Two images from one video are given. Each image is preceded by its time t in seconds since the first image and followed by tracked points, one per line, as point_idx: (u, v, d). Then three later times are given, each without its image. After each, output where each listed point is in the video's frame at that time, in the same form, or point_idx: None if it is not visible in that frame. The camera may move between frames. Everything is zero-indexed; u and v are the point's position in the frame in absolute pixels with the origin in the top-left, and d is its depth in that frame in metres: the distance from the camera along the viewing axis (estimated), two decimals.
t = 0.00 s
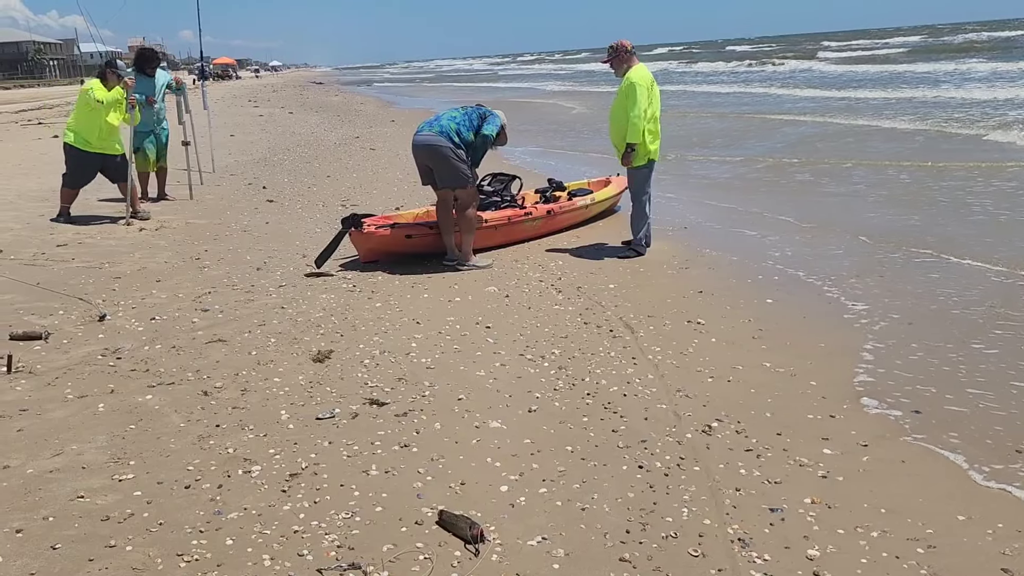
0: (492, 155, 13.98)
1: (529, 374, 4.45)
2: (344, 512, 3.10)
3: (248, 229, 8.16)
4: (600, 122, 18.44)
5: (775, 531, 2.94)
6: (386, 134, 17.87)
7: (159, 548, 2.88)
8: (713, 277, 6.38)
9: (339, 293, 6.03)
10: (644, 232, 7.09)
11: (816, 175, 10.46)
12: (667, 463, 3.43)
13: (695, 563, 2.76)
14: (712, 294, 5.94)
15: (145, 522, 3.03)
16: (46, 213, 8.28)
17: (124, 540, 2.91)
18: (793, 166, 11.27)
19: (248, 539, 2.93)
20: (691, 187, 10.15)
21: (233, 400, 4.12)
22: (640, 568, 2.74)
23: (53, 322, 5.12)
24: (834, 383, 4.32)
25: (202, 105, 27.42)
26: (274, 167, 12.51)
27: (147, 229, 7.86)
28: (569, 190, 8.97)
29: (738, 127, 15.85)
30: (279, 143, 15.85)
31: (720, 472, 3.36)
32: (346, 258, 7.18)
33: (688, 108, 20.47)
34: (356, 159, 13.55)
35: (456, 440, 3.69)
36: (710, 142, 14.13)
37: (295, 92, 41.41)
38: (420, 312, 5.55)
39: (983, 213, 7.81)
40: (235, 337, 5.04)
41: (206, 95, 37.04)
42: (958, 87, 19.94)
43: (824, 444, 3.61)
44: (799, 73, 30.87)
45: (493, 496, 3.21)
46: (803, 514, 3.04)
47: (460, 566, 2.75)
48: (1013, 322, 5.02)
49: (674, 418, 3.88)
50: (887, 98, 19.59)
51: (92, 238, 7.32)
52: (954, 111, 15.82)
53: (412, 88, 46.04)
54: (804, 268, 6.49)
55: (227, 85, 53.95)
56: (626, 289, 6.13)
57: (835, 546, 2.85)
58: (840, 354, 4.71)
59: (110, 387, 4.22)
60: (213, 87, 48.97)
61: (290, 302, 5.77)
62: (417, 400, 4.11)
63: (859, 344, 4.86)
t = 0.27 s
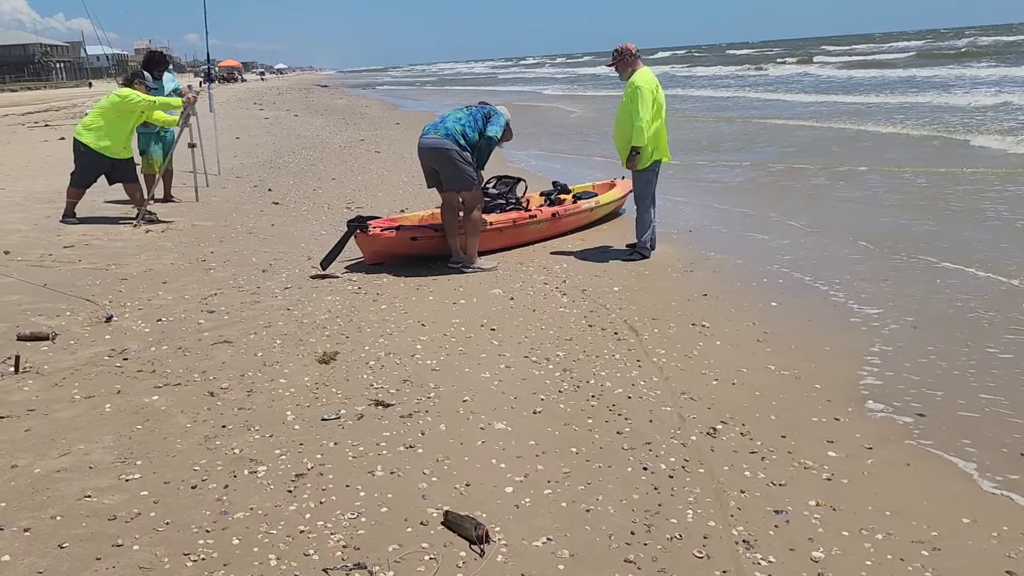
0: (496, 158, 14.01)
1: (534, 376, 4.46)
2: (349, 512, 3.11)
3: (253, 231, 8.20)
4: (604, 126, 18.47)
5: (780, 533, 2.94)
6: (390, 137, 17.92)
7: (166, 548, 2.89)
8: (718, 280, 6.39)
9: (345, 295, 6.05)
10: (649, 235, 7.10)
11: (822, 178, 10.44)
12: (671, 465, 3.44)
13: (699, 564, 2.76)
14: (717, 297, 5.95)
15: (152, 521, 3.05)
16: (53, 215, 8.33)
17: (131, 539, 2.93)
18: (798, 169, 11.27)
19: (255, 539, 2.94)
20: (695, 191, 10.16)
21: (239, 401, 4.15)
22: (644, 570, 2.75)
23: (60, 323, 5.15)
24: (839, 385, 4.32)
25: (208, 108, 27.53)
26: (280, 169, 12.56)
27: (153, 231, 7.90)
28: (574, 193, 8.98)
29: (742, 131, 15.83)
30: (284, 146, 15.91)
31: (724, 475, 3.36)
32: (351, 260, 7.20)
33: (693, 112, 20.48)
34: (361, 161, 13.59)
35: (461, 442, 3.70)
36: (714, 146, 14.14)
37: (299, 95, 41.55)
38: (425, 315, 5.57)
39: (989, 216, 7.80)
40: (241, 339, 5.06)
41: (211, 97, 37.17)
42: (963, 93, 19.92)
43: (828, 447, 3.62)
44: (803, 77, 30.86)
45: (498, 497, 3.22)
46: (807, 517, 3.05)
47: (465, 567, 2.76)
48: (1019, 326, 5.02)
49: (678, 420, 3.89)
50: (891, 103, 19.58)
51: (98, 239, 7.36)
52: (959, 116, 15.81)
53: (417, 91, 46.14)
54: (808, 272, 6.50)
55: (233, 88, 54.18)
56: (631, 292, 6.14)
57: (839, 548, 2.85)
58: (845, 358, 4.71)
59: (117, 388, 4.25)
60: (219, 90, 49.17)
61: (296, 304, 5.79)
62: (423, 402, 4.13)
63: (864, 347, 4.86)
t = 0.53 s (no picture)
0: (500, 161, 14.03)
1: (538, 378, 4.46)
2: (354, 514, 3.12)
3: (258, 233, 8.22)
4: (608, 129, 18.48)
5: (784, 537, 2.94)
6: (395, 139, 17.95)
7: (171, 549, 2.90)
8: (722, 283, 6.39)
9: (349, 297, 6.07)
10: (653, 238, 7.10)
11: (826, 182, 10.43)
12: (676, 468, 3.44)
13: (704, 568, 2.76)
14: (721, 300, 5.95)
15: (157, 522, 3.06)
16: (58, 216, 8.36)
17: (136, 540, 2.94)
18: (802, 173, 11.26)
19: (260, 540, 2.95)
20: (699, 194, 10.17)
21: (244, 403, 4.16)
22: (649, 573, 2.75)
23: (66, 324, 5.17)
24: (843, 389, 4.32)
25: (213, 111, 27.65)
26: (284, 172, 12.59)
27: (158, 233, 7.93)
28: (578, 195, 8.99)
29: (746, 135, 15.82)
30: (289, 148, 15.95)
31: (729, 478, 3.36)
32: (355, 263, 7.22)
33: (697, 116, 20.49)
34: (365, 164, 13.63)
35: (466, 444, 3.71)
36: (718, 149, 14.14)
37: (303, 98, 41.67)
38: (429, 317, 5.57)
39: (994, 220, 7.78)
40: (245, 340, 5.08)
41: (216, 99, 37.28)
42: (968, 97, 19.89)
43: (833, 450, 3.61)
44: (807, 81, 30.85)
45: (502, 500, 3.22)
46: (812, 520, 3.04)
47: (470, 569, 2.77)
48: None
49: (683, 423, 3.89)
50: (895, 107, 19.57)
51: (103, 241, 7.39)
52: (963, 121, 15.80)
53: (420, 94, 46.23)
54: (813, 275, 6.49)
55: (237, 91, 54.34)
56: (635, 295, 6.14)
57: (844, 552, 2.85)
58: (849, 361, 4.70)
59: (122, 389, 4.26)
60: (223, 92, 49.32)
61: (300, 306, 5.81)
62: (427, 404, 4.14)
63: (868, 350, 4.86)
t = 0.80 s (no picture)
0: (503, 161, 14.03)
1: (540, 379, 4.46)
2: (357, 513, 3.12)
3: (260, 233, 8.23)
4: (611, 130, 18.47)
5: (786, 537, 2.94)
6: (397, 139, 17.96)
7: (174, 547, 2.91)
8: (724, 284, 6.39)
9: (351, 297, 6.07)
10: (655, 238, 7.10)
11: (829, 183, 10.42)
12: (678, 469, 3.44)
13: (706, 568, 2.77)
14: (723, 301, 5.94)
15: (160, 521, 3.07)
16: (61, 216, 8.38)
17: (139, 538, 2.95)
18: (805, 174, 11.25)
19: (262, 539, 2.96)
20: (702, 194, 10.17)
21: (246, 402, 4.17)
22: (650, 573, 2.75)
23: (68, 324, 5.18)
24: (846, 390, 4.31)
25: (216, 111, 27.70)
26: (287, 172, 12.60)
27: (161, 232, 7.94)
28: (580, 196, 8.99)
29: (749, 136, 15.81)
30: (291, 148, 15.96)
31: (731, 478, 3.36)
32: (358, 262, 7.23)
33: (700, 116, 20.49)
34: (368, 164, 13.63)
35: (468, 444, 3.71)
36: (721, 150, 14.14)
37: (306, 98, 41.71)
38: (432, 317, 5.58)
39: (997, 221, 7.76)
40: (248, 340, 5.08)
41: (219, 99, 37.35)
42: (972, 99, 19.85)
43: (835, 451, 3.61)
44: (810, 83, 30.81)
45: (504, 500, 3.23)
46: (814, 521, 3.04)
47: (472, 569, 2.77)
48: None
49: (685, 424, 3.89)
50: (899, 108, 19.53)
51: (106, 240, 7.40)
52: (967, 123, 15.77)
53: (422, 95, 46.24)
54: (815, 276, 6.48)
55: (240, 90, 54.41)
56: (637, 295, 6.14)
57: (846, 553, 2.85)
58: (852, 362, 4.69)
59: (125, 388, 4.27)
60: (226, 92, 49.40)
61: (302, 305, 5.81)
62: (429, 404, 4.14)
63: (871, 351, 4.85)
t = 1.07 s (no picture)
0: (504, 159, 14.02)
1: (541, 376, 4.47)
2: (358, 510, 3.13)
3: (261, 230, 8.24)
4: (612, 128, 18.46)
5: (787, 535, 2.94)
6: (398, 137, 17.96)
7: (176, 544, 2.92)
8: (725, 282, 6.39)
9: (352, 294, 6.08)
10: (656, 236, 7.10)
11: (830, 181, 10.42)
12: (679, 466, 3.45)
13: (706, 565, 2.77)
14: (724, 299, 5.95)
15: (162, 517, 3.08)
16: (63, 213, 8.39)
17: (141, 535, 2.96)
18: (806, 172, 11.24)
19: (263, 536, 2.97)
20: (703, 193, 10.17)
21: (248, 399, 4.17)
22: (651, 570, 2.76)
23: (70, 321, 5.20)
24: (847, 388, 4.32)
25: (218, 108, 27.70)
26: (288, 169, 12.61)
27: (162, 229, 7.95)
28: (581, 194, 8.99)
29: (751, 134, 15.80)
30: (292, 146, 15.95)
31: (731, 476, 3.37)
32: (359, 260, 7.23)
33: (701, 115, 20.48)
34: (369, 161, 13.63)
35: (469, 441, 3.72)
36: (722, 149, 14.13)
37: (307, 95, 41.67)
38: (433, 314, 5.59)
39: (998, 220, 7.75)
40: (249, 337, 5.09)
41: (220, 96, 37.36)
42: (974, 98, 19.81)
43: (836, 449, 3.62)
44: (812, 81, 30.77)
45: (505, 497, 3.23)
46: (815, 519, 3.05)
47: (473, 565, 2.78)
48: None
49: (686, 421, 3.90)
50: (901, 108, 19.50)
51: (108, 238, 7.41)
52: (969, 122, 15.76)
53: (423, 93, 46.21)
54: (816, 274, 6.49)
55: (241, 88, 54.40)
56: (638, 293, 6.14)
57: (846, 551, 2.85)
58: (853, 361, 4.70)
59: (127, 385, 4.28)
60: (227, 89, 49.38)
61: (303, 303, 5.82)
62: (430, 401, 4.15)
63: (872, 350, 4.85)
